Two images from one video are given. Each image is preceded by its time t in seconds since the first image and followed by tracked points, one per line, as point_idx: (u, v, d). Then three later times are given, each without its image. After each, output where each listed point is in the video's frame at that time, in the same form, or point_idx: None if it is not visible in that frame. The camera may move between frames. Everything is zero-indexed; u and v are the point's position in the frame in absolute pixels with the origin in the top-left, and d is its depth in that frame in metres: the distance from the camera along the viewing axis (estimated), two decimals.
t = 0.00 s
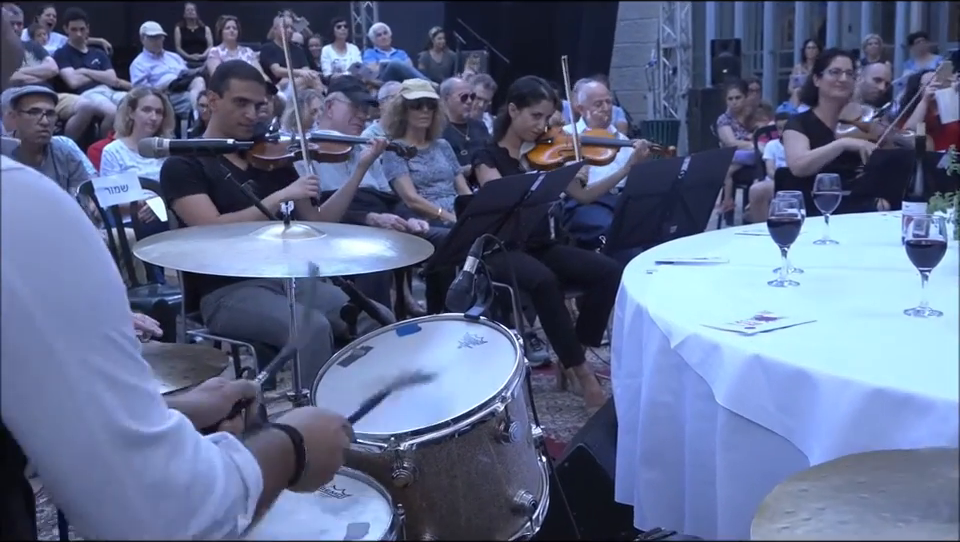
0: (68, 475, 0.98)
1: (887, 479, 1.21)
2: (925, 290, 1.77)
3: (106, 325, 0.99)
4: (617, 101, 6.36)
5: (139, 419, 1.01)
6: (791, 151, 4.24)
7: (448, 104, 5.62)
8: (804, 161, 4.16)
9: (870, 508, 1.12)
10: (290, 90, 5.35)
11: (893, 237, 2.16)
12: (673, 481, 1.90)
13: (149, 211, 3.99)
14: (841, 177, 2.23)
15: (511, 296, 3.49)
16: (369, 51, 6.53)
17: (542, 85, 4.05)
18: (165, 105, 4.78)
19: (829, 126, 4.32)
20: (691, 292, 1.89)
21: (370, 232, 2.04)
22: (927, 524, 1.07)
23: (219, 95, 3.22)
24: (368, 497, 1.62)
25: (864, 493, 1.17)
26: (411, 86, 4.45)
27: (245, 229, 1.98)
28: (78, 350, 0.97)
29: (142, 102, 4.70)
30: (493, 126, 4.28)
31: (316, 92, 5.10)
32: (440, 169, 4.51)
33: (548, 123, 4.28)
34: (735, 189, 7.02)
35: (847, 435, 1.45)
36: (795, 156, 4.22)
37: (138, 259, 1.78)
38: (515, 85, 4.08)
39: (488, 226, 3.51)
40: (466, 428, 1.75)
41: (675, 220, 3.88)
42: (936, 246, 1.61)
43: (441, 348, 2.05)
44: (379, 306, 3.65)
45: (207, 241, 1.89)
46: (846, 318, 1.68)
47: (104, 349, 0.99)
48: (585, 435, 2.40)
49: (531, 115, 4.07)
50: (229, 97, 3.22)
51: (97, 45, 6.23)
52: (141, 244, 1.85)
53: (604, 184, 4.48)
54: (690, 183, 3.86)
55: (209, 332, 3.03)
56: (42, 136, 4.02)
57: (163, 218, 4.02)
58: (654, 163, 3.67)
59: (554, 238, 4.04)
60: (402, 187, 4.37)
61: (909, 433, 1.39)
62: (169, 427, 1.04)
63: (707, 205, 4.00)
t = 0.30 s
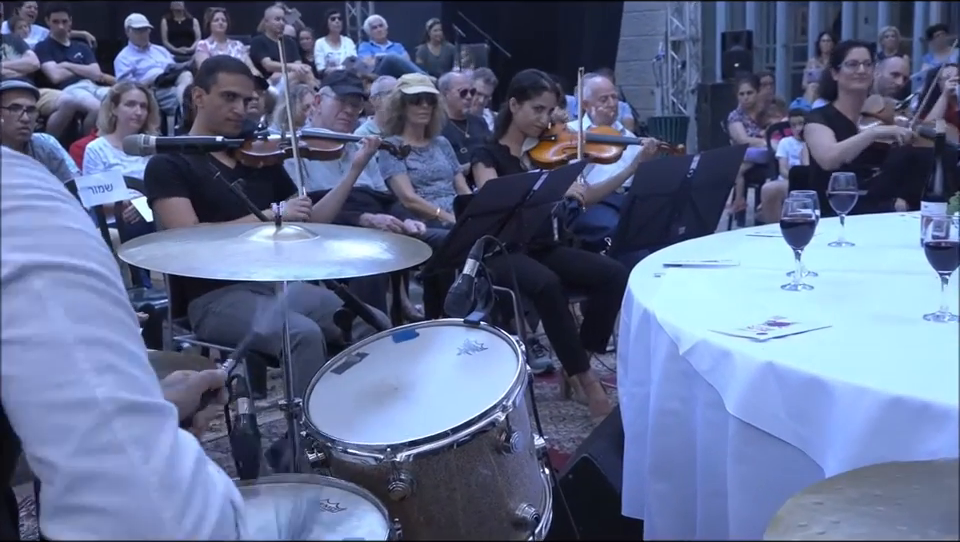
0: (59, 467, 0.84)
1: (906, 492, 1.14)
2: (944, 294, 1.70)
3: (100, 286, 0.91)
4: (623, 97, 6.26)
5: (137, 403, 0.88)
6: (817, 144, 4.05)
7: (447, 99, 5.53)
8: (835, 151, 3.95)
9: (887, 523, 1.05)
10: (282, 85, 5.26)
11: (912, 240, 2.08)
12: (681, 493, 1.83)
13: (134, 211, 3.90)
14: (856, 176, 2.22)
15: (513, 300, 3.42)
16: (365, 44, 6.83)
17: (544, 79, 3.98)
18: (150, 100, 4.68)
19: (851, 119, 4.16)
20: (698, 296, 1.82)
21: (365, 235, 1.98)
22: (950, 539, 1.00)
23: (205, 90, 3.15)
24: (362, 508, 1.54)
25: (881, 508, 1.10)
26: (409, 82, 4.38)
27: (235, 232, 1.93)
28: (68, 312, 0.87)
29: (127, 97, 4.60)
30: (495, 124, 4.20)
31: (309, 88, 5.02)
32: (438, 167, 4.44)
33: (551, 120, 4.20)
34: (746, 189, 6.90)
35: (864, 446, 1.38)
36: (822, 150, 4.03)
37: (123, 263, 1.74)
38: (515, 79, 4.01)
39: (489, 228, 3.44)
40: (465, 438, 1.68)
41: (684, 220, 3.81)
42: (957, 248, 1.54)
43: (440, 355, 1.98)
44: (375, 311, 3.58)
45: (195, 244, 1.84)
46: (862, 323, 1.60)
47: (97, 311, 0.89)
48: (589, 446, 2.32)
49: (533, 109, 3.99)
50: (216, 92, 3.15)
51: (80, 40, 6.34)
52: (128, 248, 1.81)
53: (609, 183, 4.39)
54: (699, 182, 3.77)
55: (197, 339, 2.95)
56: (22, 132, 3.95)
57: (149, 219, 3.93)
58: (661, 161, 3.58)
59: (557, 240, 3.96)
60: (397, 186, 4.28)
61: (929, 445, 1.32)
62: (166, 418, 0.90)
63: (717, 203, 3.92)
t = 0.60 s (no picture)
0: None
1: (927, 510, 1.08)
2: None
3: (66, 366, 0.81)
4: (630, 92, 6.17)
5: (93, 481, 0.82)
6: (829, 137, 3.93)
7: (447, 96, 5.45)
8: (847, 145, 3.83)
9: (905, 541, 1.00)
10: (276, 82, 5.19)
11: (929, 240, 2.02)
12: (689, 504, 1.77)
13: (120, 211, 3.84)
14: (870, 176, 2.18)
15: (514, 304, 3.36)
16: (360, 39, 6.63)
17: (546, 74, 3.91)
18: (137, 96, 4.63)
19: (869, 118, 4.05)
20: (705, 300, 1.76)
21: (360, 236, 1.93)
22: None
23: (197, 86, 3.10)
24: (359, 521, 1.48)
25: (898, 525, 1.05)
26: (405, 78, 4.34)
27: (226, 233, 1.88)
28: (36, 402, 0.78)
29: (114, 94, 4.54)
30: (497, 122, 4.14)
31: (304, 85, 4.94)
32: (437, 167, 4.37)
33: (554, 117, 4.14)
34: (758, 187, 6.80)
35: (878, 456, 1.33)
36: (833, 143, 3.91)
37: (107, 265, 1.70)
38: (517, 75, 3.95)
39: (490, 229, 3.38)
40: (464, 448, 1.62)
41: (691, 221, 3.74)
42: None
43: (439, 361, 1.92)
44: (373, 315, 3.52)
45: (185, 245, 1.80)
46: (879, 328, 1.55)
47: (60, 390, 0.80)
48: (595, 456, 2.25)
49: (535, 105, 3.93)
50: (208, 87, 3.09)
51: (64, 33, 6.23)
52: (114, 251, 1.76)
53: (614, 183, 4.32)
54: (708, 181, 3.71)
55: (184, 345, 2.88)
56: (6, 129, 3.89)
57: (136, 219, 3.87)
58: (668, 160, 3.52)
59: (560, 242, 3.90)
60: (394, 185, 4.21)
61: (947, 455, 1.26)
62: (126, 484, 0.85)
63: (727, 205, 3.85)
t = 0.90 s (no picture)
0: (16, 518, 0.93)
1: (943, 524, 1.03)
2: None
3: (66, 348, 0.96)
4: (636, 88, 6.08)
5: (104, 445, 0.98)
6: (843, 139, 3.90)
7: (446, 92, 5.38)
8: (861, 147, 3.82)
9: None
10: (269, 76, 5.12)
11: (947, 240, 1.96)
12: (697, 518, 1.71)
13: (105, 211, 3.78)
14: (887, 176, 2.15)
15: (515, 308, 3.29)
16: (354, 32, 6.44)
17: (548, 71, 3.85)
18: (121, 91, 4.55)
19: (884, 115, 3.98)
20: (713, 304, 1.70)
21: (354, 237, 1.89)
22: None
23: (186, 80, 3.07)
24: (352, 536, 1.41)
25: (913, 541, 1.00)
26: (401, 73, 4.28)
27: (217, 236, 1.84)
28: (63, 413, 0.94)
29: (97, 88, 4.46)
30: (497, 120, 4.08)
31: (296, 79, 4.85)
32: (437, 167, 4.30)
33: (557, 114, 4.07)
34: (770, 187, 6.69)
35: (896, 468, 1.26)
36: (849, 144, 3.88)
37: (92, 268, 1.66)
38: (519, 71, 3.89)
39: (492, 230, 3.32)
40: (464, 459, 1.56)
41: (700, 222, 3.68)
42: None
43: (438, 369, 1.86)
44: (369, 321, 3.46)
45: (174, 249, 1.76)
46: (895, 333, 1.48)
47: (65, 372, 0.96)
48: (599, 467, 2.19)
49: (536, 102, 3.87)
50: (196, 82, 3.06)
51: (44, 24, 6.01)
52: (99, 254, 1.72)
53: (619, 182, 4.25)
54: (719, 181, 3.64)
55: (170, 353, 2.80)
56: None
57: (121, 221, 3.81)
58: (676, 159, 3.47)
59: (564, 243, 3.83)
60: (391, 185, 4.14)
61: None
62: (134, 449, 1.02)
63: (739, 206, 3.77)
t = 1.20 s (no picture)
0: (49, 503, 0.94)
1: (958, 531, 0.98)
2: None
3: (65, 313, 0.96)
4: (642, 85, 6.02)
5: (115, 410, 0.98)
6: (848, 146, 3.84)
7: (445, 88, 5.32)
8: (865, 156, 3.76)
9: None
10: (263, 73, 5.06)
11: None
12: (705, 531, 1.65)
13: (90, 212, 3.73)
14: (903, 176, 2.10)
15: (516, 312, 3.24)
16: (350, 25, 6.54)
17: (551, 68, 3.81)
18: (107, 88, 4.51)
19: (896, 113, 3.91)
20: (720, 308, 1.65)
21: (351, 240, 1.84)
22: None
23: (184, 78, 3.02)
24: None
25: None
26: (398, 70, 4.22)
27: (207, 238, 1.79)
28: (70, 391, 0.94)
29: (82, 85, 4.42)
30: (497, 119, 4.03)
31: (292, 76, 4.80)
32: (436, 167, 4.25)
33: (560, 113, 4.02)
34: (781, 187, 6.61)
35: (912, 480, 1.21)
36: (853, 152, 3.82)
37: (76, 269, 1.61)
38: (522, 69, 3.83)
39: (493, 231, 3.26)
40: (462, 469, 1.51)
41: (708, 224, 3.62)
42: None
43: (438, 375, 1.81)
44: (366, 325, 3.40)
45: (162, 252, 1.71)
46: (914, 338, 1.43)
47: (69, 338, 0.95)
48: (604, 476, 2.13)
49: (539, 99, 3.81)
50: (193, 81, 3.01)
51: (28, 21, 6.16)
52: (84, 256, 1.68)
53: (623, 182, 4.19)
54: (727, 180, 3.59)
55: (158, 359, 2.75)
56: None
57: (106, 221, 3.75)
58: (685, 159, 3.41)
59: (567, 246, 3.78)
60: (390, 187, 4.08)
61: None
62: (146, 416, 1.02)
63: (747, 205, 3.73)
